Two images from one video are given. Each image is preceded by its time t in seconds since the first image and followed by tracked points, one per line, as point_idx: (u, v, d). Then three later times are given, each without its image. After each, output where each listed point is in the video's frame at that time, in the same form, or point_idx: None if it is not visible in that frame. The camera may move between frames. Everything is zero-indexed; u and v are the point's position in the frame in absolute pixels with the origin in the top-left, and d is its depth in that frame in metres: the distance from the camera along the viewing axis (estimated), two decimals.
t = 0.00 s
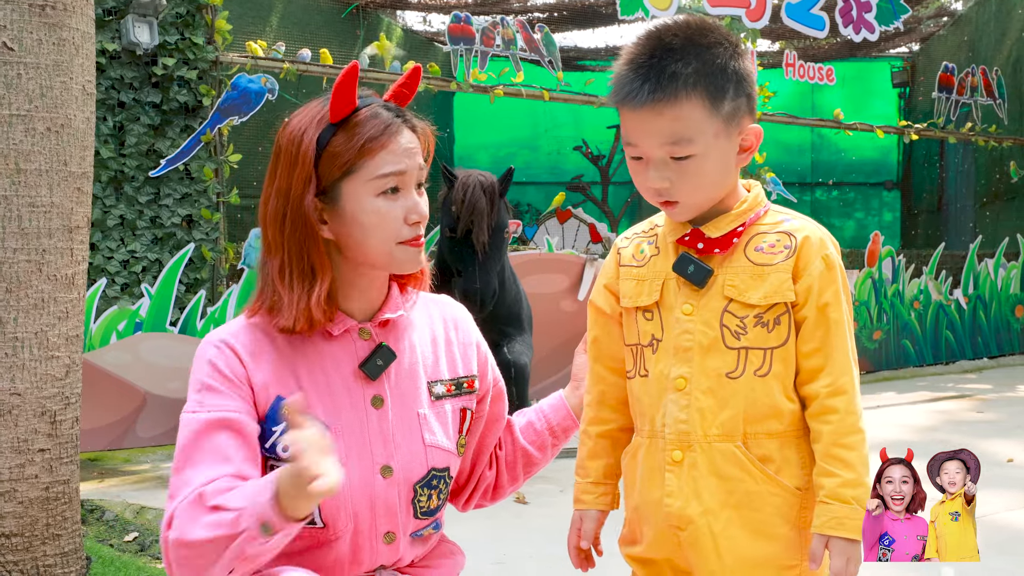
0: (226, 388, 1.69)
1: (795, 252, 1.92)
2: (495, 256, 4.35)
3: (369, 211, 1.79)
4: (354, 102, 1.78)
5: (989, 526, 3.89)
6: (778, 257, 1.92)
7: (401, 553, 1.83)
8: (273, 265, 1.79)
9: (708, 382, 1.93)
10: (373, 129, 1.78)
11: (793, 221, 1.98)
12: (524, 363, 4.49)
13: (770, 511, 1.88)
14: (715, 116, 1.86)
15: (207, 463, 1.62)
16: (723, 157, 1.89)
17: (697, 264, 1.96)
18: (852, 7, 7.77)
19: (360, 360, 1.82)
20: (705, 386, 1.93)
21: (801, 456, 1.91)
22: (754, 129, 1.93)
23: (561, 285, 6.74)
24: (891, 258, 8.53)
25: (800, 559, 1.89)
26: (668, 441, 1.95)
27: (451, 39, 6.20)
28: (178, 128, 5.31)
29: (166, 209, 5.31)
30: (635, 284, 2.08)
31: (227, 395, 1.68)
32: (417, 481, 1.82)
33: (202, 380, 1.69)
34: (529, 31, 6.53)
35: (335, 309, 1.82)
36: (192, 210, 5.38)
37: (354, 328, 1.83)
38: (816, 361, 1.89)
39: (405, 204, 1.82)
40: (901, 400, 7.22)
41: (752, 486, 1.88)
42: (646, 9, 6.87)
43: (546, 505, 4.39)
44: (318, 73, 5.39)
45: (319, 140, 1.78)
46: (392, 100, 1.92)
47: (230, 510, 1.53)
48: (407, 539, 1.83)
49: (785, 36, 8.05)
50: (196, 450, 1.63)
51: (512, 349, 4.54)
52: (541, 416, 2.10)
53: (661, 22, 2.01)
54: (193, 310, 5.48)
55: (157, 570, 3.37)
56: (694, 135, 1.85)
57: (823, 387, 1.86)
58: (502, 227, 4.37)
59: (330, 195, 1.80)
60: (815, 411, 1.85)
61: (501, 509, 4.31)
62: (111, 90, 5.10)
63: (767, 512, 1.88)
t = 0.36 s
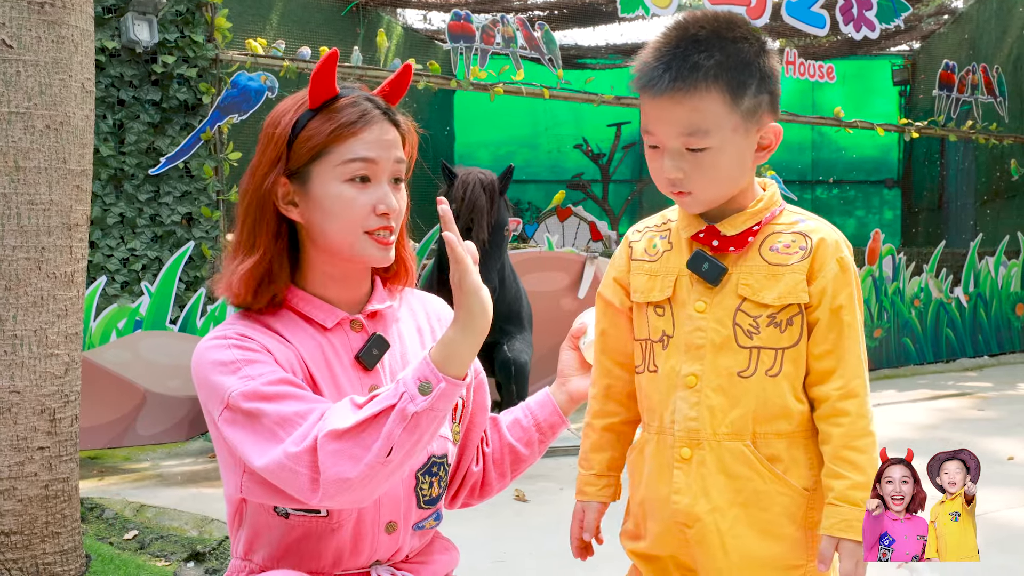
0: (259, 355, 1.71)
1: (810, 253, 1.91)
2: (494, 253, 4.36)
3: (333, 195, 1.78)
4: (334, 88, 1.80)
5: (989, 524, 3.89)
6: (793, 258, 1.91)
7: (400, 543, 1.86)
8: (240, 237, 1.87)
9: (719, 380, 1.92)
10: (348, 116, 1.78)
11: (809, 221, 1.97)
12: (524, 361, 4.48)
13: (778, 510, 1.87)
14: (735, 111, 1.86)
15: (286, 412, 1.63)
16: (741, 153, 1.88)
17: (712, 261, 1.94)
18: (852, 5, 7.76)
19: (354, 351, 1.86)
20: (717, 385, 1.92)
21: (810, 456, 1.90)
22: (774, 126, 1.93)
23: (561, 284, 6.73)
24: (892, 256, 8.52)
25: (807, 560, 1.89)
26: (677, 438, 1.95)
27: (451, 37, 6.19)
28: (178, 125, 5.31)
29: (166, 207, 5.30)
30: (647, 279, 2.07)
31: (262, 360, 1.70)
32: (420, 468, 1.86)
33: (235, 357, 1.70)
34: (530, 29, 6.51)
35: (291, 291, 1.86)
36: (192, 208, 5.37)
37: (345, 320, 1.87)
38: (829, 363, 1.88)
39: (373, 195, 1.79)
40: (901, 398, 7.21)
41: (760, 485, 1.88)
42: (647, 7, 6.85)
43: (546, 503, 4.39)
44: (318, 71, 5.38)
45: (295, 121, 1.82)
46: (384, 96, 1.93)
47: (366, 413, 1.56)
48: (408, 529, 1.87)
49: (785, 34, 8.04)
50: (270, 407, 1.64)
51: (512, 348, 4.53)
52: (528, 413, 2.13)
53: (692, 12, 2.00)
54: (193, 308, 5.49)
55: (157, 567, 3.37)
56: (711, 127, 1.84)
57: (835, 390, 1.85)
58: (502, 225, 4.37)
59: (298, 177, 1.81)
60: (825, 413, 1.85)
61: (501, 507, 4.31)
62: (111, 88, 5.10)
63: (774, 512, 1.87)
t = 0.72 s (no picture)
0: (258, 356, 1.71)
1: (808, 254, 1.91)
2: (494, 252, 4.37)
3: (341, 193, 1.79)
4: (330, 87, 1.80)
5: (990, 523, 3.89)
6: (789, 258, 1.92)
7: (401, 541, 1.87)
8: (247, 244, 1.84)
9: (710, 375, 1.92)
10: (347, 113, 1.78)
11: (812, 221, 1.96)
12: (524, 360, 4.49)
13: (766, 508, 1.87)
14: (728, 107, 1.86)
15: (283, 413, 1.63)
16: (733, 150, 1.89)
17: (708, 256, 1.96)
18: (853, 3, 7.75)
19: (354, 350, 1.86)
20: (707, 380, 1.92)
21: (803, 458, 1.89)
22: (773, 129, 1.92)
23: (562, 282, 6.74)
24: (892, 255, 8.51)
25: (794, 562, 1.89)
26: (668, 431, 1.95)
27: (451, 36, 6.19)
28: (178, 124, 5.31)
29: (166, 206, 5.30)
30: (656, 271, 2.08)
31: (261, 361, 1.70)
32: (419, 466, 1.86)
33: (234, 357, 1.70)
34: (530, 28, 6.52)
35: (307, 297, 1.86)
36: (193, 207, 5.37)
37: (346, 318, 1.87)
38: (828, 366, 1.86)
39: (378, 189, 1.80)
40: (901, 396, 7.21)
41: (747, 483, 1.87)
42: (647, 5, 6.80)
43: (547, 502, 4.39)
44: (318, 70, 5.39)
45: (293, 122, 1.81)
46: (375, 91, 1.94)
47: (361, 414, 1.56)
48: (408, 528, 1.87)
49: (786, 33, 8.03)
50: (267, 409, 1.64)
51: (512, 347, 4.54)
52: (529, 410, 2.12)
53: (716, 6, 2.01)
54: (194, 307, 5.50)
55: (158, 566, 3.37)
56: (701, 118, 1.86)
57: (836, 395, 1.84)
58: (502, 224, 4.37)
59: (304, 178, 1.81)
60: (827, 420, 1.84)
61: (501, 506, 4.31)
62: (111, 86, 5.10)
63: (761, 511, 1.87)
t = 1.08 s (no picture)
0: (265, 352, 1.71)
1: (803, 258, 1.91)
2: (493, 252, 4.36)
3: (340, 194, 1.79)
4: (332, 87, 1.81)
5: (989, 522, 3.89)
6: (785, 263, 1.91)
7: (404, 541, 1.87)
8: (249, 244, 1.85)
9: (703, 377, 1.91)
10: (348, 113, 1.79)
11: (807, 225, 1.96)
12: (524, 360, 4.50)
13: (753, 507, 1.89)
14: (743, 109, 1.86)
15: (297, 405, 1.63)
16: (736, 151, 1.88)
17: (705, 261, 1.93)
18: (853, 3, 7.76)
19: (358, 349, 1.87)
20: (700, 382, 1.91)
21: (790, 461, 1.90)
22: (779, 138, 1.91)
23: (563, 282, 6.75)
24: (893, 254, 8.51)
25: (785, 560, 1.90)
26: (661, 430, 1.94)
27: (452, 35, 6.19)
28: (179, 124, 5.30)
29: (166, 205, 5.30)
30: (648, 262, 2.02)
31: (269, 358, 1.70)
32: (424, 466, 1.87)
33: (242, 355, 1.70)
34: (530, 28, 6.53)
35: (308, 295, 1.86)
36: (193, 206, 5.38)
37: (348, 318, 1.87)
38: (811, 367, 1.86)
39: (376, 192, 1.80)
40: (902, 396, 7.21)
41: (739, 483, 1.89)
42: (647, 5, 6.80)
43: (546, 501, 4.39)
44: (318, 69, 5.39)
45: (293, 122, 1.82)
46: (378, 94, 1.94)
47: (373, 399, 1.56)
48: (412, 528, 1.87)
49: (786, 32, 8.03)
50: (280, 403, 1.64)
51: (512, 346, 4.54)
52: (530, 409, 2.16)
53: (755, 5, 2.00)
54: (194, 306, 5.50)
55: (158, 565, 3.38)
56: (712, 114, 1.85)
57: (811, 399, 1.83)
58: (502, 225, 4.37)
59: (303, 179, 1.82)
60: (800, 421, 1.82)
61: (501, 505, 4.32)
62: (111, 86, 5.10)
63: (749, 510, 1.89)
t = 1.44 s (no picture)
0: (245, 361, 1.71)
1: (837, 267, 1.93)
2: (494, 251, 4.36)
3: (283, 185, 1.80)
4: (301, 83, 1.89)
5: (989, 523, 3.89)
6: (820, 269, 1.92)
7: (395, 543, 1.86)
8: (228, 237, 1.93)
9: (732, 380, 1.90)
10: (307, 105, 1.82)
11: (836, 234, 1.99)
12: (524, 360, 4.49)
13: (776, 512, 1.88)
14: (807, 113, 1.84)
15: (260, 422, 1.63)
16: (795, 155, 1.86)
17: (739, 262, 1.92)
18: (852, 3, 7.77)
19: (347, 351, 1.88)
20: (729, 385, 1.90)
21: (815, 468, 1.91)
22: (829, 146, 1.92)
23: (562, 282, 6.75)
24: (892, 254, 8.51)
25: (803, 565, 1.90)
26: (684, 434, 1.92)
27: (452, 36, 6.19)
28: (179, 124, 5.31)
29: (166, 206, 5.30)
30: (668, 264, 2.00)
31: (247, 366, 1.71)
32: (411, 468, 1.86)
33: (221, 361, 1.71)
34: (530, 28, 6.53)
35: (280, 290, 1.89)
36: (193, 206, 5.38)
37: (337, 319, 1.88)
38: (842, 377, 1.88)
39: (323, 185, 1.78)
40: (902, 396, 7.21)
41: (762, 488, 1.88)
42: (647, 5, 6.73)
43: (546, 501, 4.39)
44: (317, 70, 5.40)
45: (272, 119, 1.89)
46: (367, 95, 1.93)
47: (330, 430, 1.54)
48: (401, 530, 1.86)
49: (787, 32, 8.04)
50: (247, 417, 1.64)
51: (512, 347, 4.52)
52: (528, 410, 2.15)
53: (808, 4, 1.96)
54: (194, 306, 5.52)
55: (159, 566, 3.38)
56: (779, 117, 1.81)
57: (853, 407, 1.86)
58: (502, 224, 4.37)
59: (266, 171, 1.86)
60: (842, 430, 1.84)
61: (501, 506, 4.31)
62: (112, 86, 5.10)
63: (773, 516, 1.88)
